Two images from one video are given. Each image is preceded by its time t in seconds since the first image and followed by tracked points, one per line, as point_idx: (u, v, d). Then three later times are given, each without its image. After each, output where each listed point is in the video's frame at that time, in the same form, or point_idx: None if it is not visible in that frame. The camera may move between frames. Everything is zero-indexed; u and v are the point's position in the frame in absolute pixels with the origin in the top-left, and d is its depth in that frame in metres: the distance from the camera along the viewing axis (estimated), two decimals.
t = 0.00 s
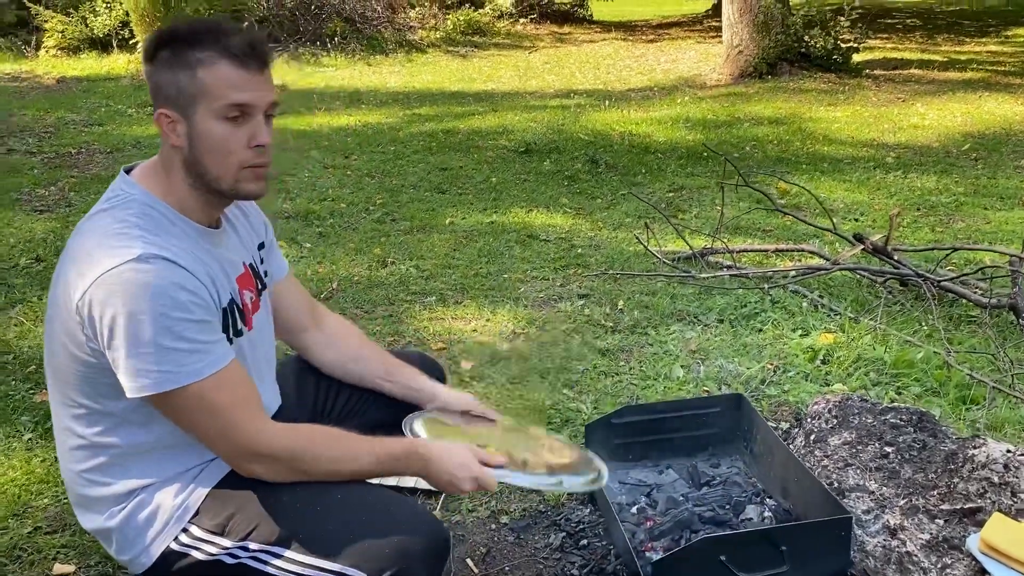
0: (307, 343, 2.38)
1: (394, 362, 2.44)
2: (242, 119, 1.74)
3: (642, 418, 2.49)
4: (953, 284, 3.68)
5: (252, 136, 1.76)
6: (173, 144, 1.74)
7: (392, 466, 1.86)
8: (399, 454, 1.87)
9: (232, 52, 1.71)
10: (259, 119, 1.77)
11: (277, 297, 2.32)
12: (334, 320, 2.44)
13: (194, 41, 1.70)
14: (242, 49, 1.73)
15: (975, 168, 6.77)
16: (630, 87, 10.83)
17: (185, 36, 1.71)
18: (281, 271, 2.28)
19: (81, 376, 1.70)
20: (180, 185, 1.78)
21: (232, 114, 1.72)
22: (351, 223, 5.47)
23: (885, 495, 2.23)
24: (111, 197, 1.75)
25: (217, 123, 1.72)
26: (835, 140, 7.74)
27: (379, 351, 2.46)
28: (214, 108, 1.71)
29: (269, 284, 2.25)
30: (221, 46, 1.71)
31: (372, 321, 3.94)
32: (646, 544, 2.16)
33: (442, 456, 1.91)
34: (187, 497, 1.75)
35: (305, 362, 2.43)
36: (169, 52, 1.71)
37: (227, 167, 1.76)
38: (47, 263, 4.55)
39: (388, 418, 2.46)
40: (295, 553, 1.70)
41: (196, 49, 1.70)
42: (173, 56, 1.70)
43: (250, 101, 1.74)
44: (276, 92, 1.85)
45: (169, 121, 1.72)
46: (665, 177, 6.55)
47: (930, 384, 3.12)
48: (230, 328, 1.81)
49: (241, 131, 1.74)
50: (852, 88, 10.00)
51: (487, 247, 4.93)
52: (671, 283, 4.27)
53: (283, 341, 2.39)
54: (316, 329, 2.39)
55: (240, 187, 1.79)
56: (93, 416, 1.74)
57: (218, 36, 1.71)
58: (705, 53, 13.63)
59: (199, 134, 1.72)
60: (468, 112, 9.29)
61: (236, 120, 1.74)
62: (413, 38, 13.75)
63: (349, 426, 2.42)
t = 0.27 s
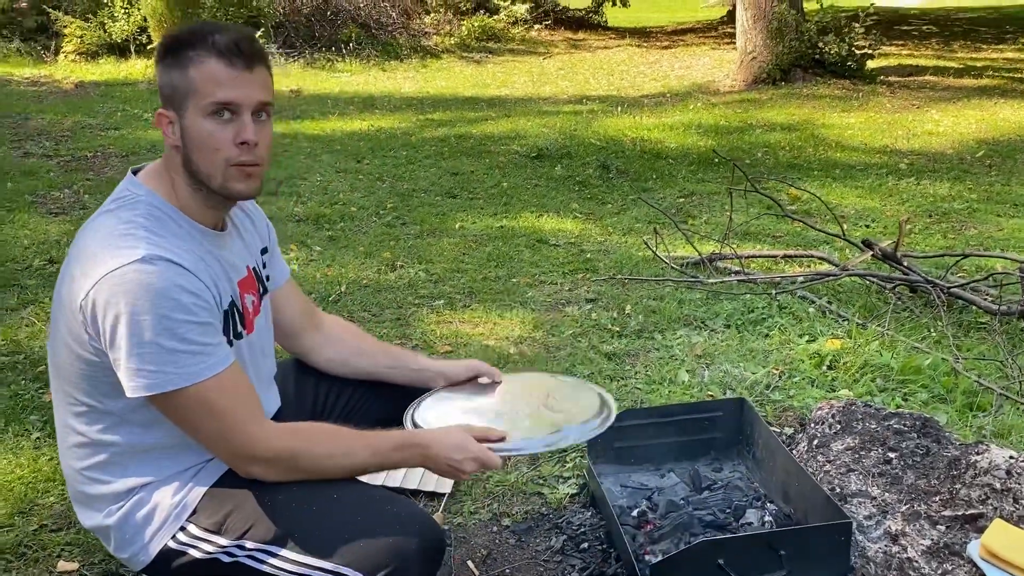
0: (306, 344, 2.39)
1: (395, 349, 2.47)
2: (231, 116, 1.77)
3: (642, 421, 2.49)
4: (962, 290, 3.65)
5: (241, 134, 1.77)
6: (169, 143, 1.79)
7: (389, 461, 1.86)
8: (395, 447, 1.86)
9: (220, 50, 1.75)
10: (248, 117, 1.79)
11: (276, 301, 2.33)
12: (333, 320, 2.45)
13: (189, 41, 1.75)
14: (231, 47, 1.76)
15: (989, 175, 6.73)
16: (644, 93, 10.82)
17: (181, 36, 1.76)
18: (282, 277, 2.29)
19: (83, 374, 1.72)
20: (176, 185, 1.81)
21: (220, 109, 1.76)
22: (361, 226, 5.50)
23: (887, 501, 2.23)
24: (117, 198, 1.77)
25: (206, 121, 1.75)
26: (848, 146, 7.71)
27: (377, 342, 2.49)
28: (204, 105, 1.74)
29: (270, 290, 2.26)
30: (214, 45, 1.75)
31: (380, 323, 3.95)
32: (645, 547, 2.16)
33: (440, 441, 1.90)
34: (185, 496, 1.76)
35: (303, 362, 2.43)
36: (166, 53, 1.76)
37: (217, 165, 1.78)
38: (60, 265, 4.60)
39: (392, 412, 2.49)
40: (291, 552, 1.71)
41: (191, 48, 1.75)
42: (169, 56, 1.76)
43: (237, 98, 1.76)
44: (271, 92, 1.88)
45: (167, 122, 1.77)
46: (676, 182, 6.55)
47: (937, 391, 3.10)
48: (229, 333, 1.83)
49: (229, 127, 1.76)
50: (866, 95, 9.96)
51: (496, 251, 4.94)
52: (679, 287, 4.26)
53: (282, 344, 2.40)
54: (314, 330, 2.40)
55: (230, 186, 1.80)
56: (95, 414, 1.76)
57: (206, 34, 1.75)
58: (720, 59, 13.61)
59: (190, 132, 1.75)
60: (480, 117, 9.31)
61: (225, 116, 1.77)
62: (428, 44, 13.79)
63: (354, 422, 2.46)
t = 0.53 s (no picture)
0: (316, 346, 2.41)
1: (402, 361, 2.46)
2: (240, 118, 1.79)
3: (651, 427, 2.48)
4: (977, 299, 3.62)
5: (250, 137, 1.79)
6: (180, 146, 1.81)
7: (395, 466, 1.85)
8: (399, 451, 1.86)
9: (227, 53, 1.77)
10: (257, 119, 1.81)
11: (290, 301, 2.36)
12: (348, 325, 2.46)
13: (200, 45, 1.78)
14: (238, 51, 1.78)
15: (1005, 184, 6.67)
16: (658, 100, 10.81)
17: (192, 41, 1.79)
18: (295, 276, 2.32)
19: (99, 373, 1.73)
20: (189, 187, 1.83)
21: (227, 111, 1.78)
22: (374, 231, 5.51)
23: (898, 510, 2.24)
24: (131, 198, 1.79)
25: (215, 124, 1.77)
26: (863, 154, 7.67)
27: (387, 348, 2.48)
28: (212, 108, 1.77)
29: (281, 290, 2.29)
30: (224, 49, 1.78)
31: (391, 327, 3.96)
32: (653, 554, 2.15)
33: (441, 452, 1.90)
34: (196, 497, 1.77)
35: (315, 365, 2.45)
36: (177, 57, 1.79)
37: (226, 168, 1.80)
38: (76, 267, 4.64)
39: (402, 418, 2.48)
40: (302, 555, 1.72)
41: (202, 52, 1.77)
42: (179, 61, 1.78)
43: (244, 101, 1.78)
44: (281, 95, 1.90)
45: (178, 126, 1.80)
46: (689, 189, 6.53)
47: (950, 400, 3.07)
48: (244, 330, 1.84)
49: (238, 129, 1.78)
50: (882, 102, 9.91)
51: (508, 256, 4.94)
52: (691, 294, 4.25)
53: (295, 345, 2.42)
54: (325, 333, 2.40)
55: (241, 188, 1.82)
56: (109, 414, 1.77)
57: (213, 38, 1.78)
58: (735, 67, 13.58)
59: (201, 135, 1.78)
60: (495, 123, 9.33)
61: (234, 119, 1.79)
62: (443, 50, 13.83)
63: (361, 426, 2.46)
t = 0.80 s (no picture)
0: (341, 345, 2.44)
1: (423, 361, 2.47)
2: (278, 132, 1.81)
3: (668, 434, 2.49)
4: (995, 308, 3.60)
5: (283, 150, 1.81)
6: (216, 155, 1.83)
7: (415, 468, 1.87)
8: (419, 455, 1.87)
9: (264, 68, 1.79)
10: (296, 131, 1.83)
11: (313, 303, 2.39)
12: (370, 326, 2.49)
13: (242, 55, 1.80)
14: (275, 65, 1.80)
15: None
16: (674, 107, 10.80)
17: (232, 52, 1.81)
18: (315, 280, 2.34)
19: (126, 375, 1.76)
20: (222, 195, 1.85)
21: (266, 125, 1.79)
22: (389, 236, 5.54)
23: (915, 518, 2.25)
24: (161, 203, 1.82)
25: (251, 135, 1.79)
26: (880, 162, 7.64)
27: (408, 350, 2.50)
28: (253, 121, 1.79)
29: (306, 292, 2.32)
30: (265, 61, 1.80)
31: (407, 332, 3.98)
32: (668, 560, 2.16)
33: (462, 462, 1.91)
34: (217, 496, 1.79)
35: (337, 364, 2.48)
36: (216, 67, 1.80)
37: (261, 180, 1.82)
38: (95, 270, 4.68)
39: (418, 421, 2.48)
40: (321, 556, 1.72)
41: (242, 63, 1.79)
42: (219, 71, 1.80)
43: (279, 115, 1.79)
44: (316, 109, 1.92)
45: (211, 135, 1.82)
46: (705, 196, 6.52)
47: (968, 409, 3.06)
48: (273, 330, 1.86)
49: (276, 142, 1.80)
50: (899, 110, 9.87)
51: (523, 262, 4.95)
52: (707, 301, 4.24)
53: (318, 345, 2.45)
54: (350, 332, 2.44)
55: (274, 199, 1.84)
56: (134, 415, 1.79)
57: (250, 51, 1.79)
58: (751, 74, 13.56)
59: (237, 145, 1.79)
60: (510, 129, 9.35)
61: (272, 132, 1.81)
62: (459, 57, 13.87)
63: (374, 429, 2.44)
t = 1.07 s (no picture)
0: (355, 352, 2.43)
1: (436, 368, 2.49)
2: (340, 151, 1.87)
3: (682, 443, 2.48)
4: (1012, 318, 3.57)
5: (346, 170, 1.88)
6: (266, 169, 1.83)
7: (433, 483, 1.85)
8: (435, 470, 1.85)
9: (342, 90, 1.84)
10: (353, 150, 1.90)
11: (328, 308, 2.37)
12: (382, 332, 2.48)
13: (305, 73, 1.81)
14: (349, 88, 1.86)
15: None
16: (687, 114, 10.78)
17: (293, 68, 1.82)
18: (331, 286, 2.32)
19: (145, 378, 1.77)
20: (260, 203, 1.85)
21: (333, 146, 1.84)
22: (402, 242, 5.55)
23: (931, 529, 2.24)
24: (181, 207, 1.83)
25: (320, 154, 1.83)
26: (895, 170, 7.60)
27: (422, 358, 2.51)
28: (321, 140, 1.82)
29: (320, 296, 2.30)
30: (330, 81, 1.83)
31: (419, 338, 3.98)
32: (682, 568, 2.15)
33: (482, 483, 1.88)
34: (236, 503, 1.80)
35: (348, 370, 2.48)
36: (276, 82, 1.81)
37: (321, 193, 1.87)
38: (110, 274, 4.70)
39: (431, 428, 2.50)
40: (339, 566, 1.75)
41: (305, 81, 1.81)
42: (279, 86, 1.81)
43: (350, 137, 1.86)
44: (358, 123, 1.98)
45: (267, 147, 1.81)
46: (719, 203, 6.51)
47: (985, 420, 3.04)
48: (289, 336, 1.86)
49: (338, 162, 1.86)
50: (914, 118, 9.82)
51: (535, 269, 4.95)
52: (720, 309, 4.23)
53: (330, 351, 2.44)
54: (363, 338, 2.43)
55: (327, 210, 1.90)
56: (153, 418, 1.80)
57: (329, 72, 1.83)
58: (765, 82, 13.53)
59: (300, 161, 1.82)
60: (523, 136, 9.36)
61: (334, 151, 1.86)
62: (472, 63, 13.89)
63: (389, 438, 2.47)
